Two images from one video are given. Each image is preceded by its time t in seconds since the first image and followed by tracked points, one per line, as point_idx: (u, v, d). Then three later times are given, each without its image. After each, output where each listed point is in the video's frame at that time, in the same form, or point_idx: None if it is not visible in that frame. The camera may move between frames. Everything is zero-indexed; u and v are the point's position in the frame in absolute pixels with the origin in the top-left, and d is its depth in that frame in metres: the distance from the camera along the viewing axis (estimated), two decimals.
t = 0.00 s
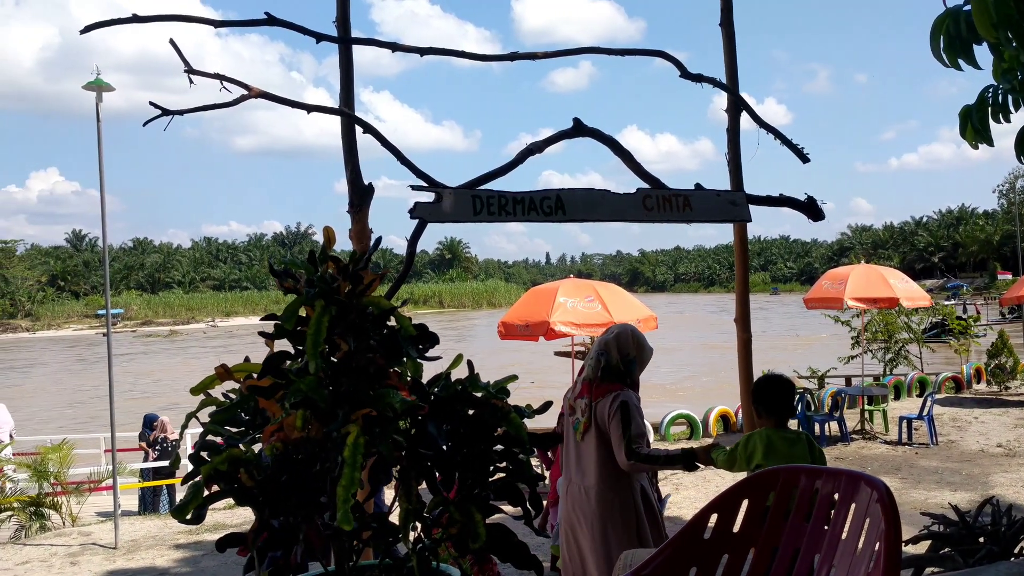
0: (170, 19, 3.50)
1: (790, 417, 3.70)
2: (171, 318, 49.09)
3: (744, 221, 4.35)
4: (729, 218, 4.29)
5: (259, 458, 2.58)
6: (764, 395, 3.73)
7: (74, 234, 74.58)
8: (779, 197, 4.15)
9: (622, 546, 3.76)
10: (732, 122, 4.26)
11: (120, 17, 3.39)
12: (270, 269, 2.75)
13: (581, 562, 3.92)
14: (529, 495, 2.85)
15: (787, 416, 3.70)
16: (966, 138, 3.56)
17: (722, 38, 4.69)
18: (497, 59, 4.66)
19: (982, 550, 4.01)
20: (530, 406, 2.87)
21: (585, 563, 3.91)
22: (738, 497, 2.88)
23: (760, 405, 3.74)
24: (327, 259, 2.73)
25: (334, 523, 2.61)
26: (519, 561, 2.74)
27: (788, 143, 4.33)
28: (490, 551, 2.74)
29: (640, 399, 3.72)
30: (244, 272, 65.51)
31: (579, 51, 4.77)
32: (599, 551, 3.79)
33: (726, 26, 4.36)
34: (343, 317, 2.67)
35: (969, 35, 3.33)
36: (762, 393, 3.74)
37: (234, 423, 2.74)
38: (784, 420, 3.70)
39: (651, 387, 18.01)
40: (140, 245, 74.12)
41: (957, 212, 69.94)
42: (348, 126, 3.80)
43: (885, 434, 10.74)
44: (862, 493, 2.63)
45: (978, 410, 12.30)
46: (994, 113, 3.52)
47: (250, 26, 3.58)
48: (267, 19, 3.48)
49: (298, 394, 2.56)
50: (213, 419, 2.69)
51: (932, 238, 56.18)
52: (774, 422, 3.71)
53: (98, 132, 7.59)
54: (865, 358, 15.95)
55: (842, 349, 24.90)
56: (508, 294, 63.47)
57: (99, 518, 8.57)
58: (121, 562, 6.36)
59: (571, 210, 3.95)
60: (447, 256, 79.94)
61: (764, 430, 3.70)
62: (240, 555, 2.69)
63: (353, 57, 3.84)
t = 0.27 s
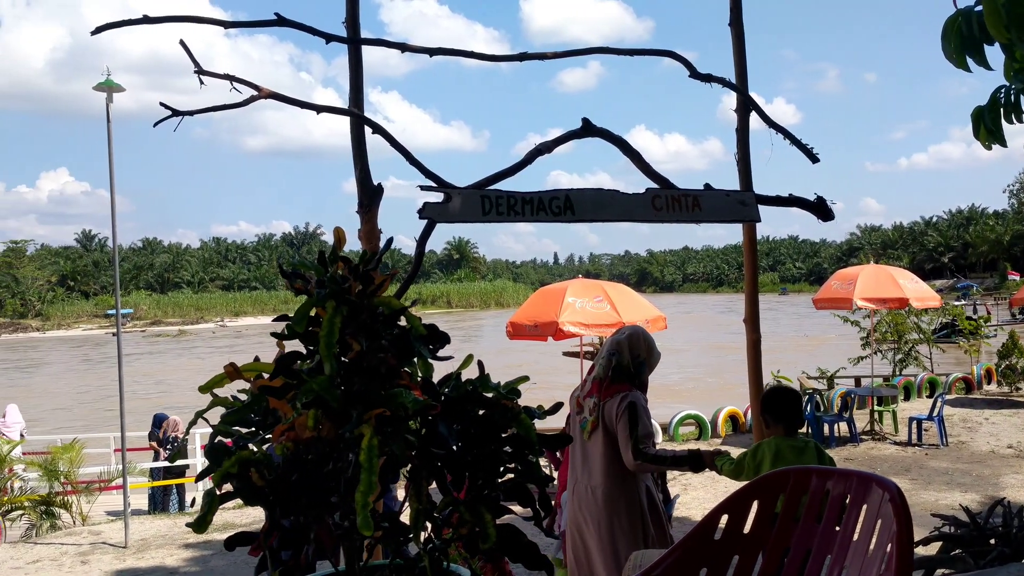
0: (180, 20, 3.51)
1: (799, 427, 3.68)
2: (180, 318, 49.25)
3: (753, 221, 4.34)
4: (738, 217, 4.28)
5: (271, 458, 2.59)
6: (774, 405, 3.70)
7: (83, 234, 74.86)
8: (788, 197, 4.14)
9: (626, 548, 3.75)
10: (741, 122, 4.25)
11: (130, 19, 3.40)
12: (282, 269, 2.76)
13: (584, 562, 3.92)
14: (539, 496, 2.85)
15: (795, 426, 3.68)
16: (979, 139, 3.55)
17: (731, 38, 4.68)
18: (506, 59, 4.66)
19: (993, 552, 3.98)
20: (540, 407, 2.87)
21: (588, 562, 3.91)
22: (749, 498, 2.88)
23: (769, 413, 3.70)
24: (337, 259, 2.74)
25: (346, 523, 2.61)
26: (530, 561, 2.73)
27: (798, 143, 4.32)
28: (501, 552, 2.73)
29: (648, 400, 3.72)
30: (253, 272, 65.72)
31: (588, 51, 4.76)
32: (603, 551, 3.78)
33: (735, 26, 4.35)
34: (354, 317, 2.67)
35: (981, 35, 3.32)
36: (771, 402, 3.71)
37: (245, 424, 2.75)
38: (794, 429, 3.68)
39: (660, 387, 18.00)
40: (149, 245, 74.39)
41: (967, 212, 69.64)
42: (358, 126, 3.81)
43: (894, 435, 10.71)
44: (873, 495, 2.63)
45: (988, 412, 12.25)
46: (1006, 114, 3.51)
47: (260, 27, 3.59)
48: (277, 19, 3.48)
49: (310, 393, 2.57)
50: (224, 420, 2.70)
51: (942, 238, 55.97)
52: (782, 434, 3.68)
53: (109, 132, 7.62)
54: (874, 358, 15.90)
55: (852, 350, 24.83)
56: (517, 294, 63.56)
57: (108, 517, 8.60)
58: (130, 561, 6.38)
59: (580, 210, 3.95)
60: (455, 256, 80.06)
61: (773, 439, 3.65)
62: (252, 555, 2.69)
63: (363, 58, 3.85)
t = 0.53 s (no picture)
0: (191, 21, 3.52)
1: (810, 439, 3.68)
2: (192, 318, 49.50)
3: (765, 222, 4.33)
4: (749, 218, 4.27)
5: (282, 457, 2.58)
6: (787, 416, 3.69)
7: (96, 234, 75.23)
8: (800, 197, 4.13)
9: (636, 548, 3.75)
10: (753, 123, 4.23)
11: (143, 20, 3.41)
12: (294, 266, 2.77)
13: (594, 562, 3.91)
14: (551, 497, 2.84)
15: (807, 438, 3.69)
16: (994, 140, 3.54)
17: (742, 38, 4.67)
18: (517, 60, 4.66)
19: (1006, 554, 3.95)
20: (552, 406, 2.86)
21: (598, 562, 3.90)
22: (761, 499, 2.86)
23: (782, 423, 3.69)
24: (351, 257, 2.75)
25: (358, 521, 2.61)
26: (541, 561, 2.73)
27: (810, 143, 4.30)
28: (512, 553, 2.72)
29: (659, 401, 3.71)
30: (264, 272, 65.94)
31: (599, 51, 4.76)
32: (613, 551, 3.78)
33: (747, 26, 4.34)
34: (367, 311, 2.68)
35: (994, 35, 3.30)
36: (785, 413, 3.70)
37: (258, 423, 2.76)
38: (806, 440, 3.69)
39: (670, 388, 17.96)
40: (161, 245, 74.76)
41: (980, 213, 69.25)
42: (369, 127, 3.82)
43: (907, 436, 10.67)
44: (887, 496, 2.61)
45: (1001, 413, 12.18)
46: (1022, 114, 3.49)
47: (273, 27, 3.59)
48: (288, 21, 3.50)
49: (322, 387, 2.58)
50: (237, 420, 2.71)
51: (955, 239, 55.67)
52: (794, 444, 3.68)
53: (121, 133, 7.65)
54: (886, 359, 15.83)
55: (864, 351, 24.73)
56: (528, 295, 63.57)
57: (121, 515, 8.67)
58: (143, 560, 6.41)
59: (591, 210, 3.94)
60: (466, 256, 80.14)
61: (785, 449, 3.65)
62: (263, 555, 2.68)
63: (374, 58, 3.85)
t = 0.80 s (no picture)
0: (205, 21, 3.53)
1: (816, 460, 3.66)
2: (204, 317, 49.68)
3: (777, 222, 4.31)
4: (761, 218, 4.26)
5: (296, 456, 2.59)
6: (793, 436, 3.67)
7: (108, 234, 75.58)
8: (813, 198, 4.11)
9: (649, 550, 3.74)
10: (765, 123, 4.22)
11: (156, 21, 3.43)
12: (310, 265, 2.77)
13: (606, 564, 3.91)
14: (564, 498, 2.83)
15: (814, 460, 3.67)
16: (1010, 138, 3.50)
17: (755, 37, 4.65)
18: (529, 60, 4.66)
19: (1021, 557, 3.93)
20: (566, 407, 2.86)
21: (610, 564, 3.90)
22: (775, 501, 2.85)
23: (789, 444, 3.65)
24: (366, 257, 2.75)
25: (370, 521, 2.61)
26: (554, 562, 2.72)
27: (822, 143, 4.29)
28: (525, 553, 2.72)
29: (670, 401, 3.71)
30: (275, 273, 66.16)
31: (611, 51, 4.76)
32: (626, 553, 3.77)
33: (760, 26, 4.33)
34: (384, 311, 2.68)
35: (1009, 32, 3.28)
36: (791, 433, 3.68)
37: (270, 423, 2.75)
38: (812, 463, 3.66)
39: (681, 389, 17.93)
40: (173, 245, 75.11)
41: (993, 213, 68.82)
42: (381, 127, 3.82)
43: (919, 438, 10.62)
44: (902, 498, 2.59)
45: (1014, 415, 12.11)
46: None
47: (285, 27, 3.60)
48: (302, 21, 3.51)
49: (341, 386, 2.58)
50: (251, 420, 2.71)
51: (968, 239, 55.35)
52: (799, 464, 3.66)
53: (133, 134, 7.67)
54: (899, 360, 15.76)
55: (875, 352, 24.64)
56: (538, 295, 63.55)
57: (133, 514, 8.71)
58: (155, 559, 6.44)
59: (603, 211, 3.94)
60: (476, 257, 80.23)
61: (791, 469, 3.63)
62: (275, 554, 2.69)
63: (386, 59, 3.86)
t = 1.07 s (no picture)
0: (218, 21, 3.55)
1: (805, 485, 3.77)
2: (214, 317, 49.84)
3: (788, 222, 4.30)
4: (773, 218, 4.25)
5: (306, 457, 2.59)
6: (782, 463, 3.78)
7: (119, 234, 75.79)
8: (824, 198, 4.10)
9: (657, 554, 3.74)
10: (776, 123, 4.21)
11: (168, 21, 3.44)
12: (320, 269, 2.78)
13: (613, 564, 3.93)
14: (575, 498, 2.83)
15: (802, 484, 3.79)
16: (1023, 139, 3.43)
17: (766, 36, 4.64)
18: (539, 59, 4.65)
19: None
20: (576, 407, 2.85)
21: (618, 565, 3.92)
22: (786, 502, 2.84)
23: (774, 465, 3.79)
24: (376, 259, 2.75)
25: (380, 521, 2.61)
26: (564, 562, 2.72)
27: (834, 143, 4.27)
28: (536, 553, 2.72)
29: (681, 405, 3.70)
30: (286, 272, 66.34)
31: (621, 51, 4.76)
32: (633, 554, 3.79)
33: (771, 25, 4.31)
34: (393, 315, 2.68)
35: None
36: (779, 462, 3.80)
37: (282, 423, 2.77)
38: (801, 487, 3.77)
39: (690, 390, 17.91)
40: (184, 245, 75.40)
41: (1006, 213, 68.42)
42: (392, 127, 3.83)
43: (931, 439, 10.57)
44: (915, 500, 2.57)
45: None
46: None
47: (296, 27, 3.61)
48: (313, 21, 3.52)
49: (349, 390, 2.57)
50: (262, 419, 2.72)
51: (981, 239, 55.05)
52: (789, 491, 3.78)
53: (146, 134, 7.70)
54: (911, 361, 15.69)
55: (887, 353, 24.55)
56: (548, 295, 63.49)
57: (145, 513, 8.75)
58: (166, 557, 6.47)
59: (613, 211, 3.93)
60: (485, 257, 80.28)
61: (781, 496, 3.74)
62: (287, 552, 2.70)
63: (397, 59, 3.87)
